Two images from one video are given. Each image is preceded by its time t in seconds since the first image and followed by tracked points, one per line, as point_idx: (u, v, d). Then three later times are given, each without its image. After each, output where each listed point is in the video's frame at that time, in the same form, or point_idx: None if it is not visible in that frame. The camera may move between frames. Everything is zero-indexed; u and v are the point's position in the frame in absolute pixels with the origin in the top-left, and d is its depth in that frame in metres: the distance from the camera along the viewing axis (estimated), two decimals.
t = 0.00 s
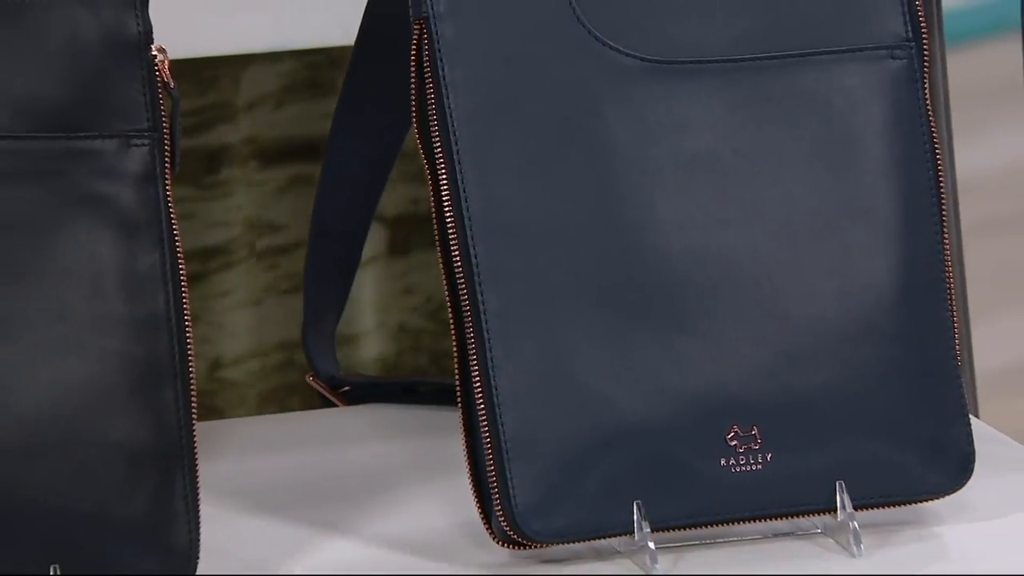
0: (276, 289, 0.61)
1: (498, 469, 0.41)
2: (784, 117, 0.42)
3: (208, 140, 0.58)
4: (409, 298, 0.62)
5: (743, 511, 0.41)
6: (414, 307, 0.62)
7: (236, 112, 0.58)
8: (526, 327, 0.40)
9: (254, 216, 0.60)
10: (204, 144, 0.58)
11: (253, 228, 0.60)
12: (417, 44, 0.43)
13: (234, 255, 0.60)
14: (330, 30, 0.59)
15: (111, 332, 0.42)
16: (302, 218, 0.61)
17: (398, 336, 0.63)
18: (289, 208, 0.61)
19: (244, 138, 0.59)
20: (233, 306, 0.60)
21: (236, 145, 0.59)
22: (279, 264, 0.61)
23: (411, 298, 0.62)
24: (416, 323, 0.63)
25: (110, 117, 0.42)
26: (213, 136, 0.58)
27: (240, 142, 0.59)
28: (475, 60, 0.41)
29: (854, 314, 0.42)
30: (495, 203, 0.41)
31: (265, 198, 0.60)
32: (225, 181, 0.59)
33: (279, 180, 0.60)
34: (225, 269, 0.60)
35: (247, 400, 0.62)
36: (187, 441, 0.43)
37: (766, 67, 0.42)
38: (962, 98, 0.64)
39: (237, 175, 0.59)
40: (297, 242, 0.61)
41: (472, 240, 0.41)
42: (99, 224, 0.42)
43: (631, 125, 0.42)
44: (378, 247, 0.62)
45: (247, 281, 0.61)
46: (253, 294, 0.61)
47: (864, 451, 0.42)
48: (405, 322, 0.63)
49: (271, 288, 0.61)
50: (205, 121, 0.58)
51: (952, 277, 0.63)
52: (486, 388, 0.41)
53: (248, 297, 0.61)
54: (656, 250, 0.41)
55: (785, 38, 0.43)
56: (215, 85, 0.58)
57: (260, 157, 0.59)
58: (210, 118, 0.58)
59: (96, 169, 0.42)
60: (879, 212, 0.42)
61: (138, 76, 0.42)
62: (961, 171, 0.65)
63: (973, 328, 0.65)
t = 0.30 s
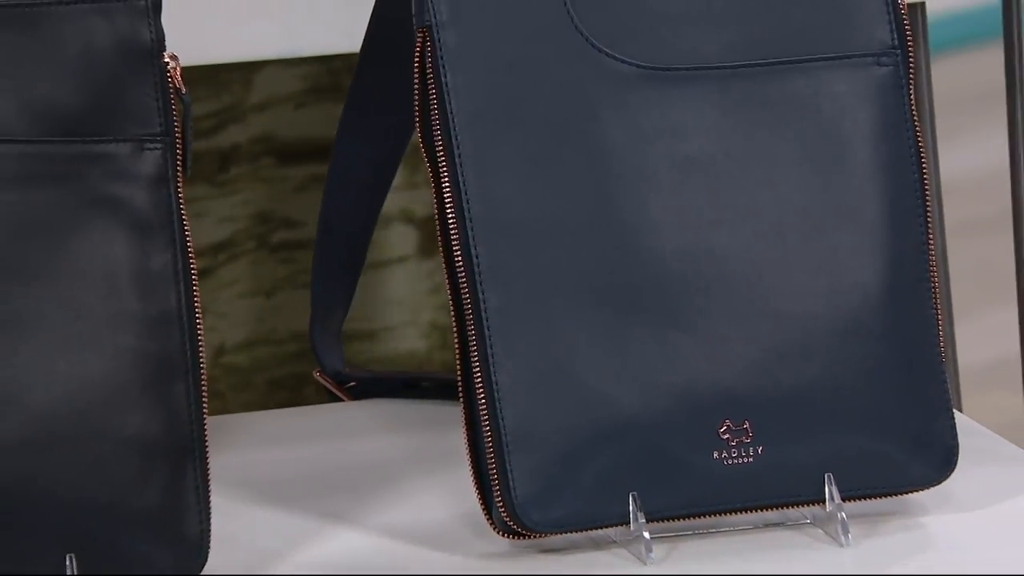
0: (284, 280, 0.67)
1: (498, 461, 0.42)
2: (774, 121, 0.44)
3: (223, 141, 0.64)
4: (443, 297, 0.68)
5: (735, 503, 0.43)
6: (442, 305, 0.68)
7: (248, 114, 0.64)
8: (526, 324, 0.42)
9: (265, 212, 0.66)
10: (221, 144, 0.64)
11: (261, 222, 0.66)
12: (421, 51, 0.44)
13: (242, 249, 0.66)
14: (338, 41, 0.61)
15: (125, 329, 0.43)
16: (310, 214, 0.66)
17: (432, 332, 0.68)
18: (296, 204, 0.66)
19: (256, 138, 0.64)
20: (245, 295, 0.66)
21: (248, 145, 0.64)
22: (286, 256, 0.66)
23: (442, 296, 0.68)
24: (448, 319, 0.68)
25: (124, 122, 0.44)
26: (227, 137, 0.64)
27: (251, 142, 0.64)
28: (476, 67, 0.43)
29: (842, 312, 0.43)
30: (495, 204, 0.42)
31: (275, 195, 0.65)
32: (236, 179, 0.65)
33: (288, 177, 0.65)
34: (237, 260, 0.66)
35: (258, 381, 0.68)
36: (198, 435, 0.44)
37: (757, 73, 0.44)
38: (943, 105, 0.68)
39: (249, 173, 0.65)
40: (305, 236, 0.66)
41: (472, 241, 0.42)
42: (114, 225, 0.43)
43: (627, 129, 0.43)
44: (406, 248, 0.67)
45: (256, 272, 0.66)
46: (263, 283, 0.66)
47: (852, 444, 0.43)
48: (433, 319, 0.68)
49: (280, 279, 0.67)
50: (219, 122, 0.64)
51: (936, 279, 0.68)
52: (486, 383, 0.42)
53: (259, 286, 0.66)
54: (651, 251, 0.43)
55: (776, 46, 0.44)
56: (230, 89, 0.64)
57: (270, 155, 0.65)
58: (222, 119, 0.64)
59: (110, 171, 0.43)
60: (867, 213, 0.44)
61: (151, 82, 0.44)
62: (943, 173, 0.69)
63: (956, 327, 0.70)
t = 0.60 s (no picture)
0: (270, 273, 0.68)
1: (499, 455, 0.43)
2: (765, 126, 0.45)
3: (221, 141, 0.66)
4: (411, 283, 0.70)
5: (727, 494, 0.44)
6: (413, 292, 0.70)
7: (245, 114, 0.66)
8: (525, 321, 0.44)
9: (253, 207, 0.67)
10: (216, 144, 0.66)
11: (252, 218, 0.67)
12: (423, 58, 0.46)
13: (240, 245, 0.67)
14: (341, 45, 0.63)
15: (138, 327, 0.45)
16: (296, 208, 0.68)
17: (399, 317, 0.70)
18: (284, 199, 0.67)
19: (251, 137, 0.66)
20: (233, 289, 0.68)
21: (245, 144, 0.66)
22: (272, 250, 0.68)
23: (412, 283, 0.70)
24: (417, 306, 0.70)
25: (137, 127, 0.45)
26: (225, 138, 0.66)
27: (244, 141, 0.66)
28: (477, 74, 0.44)
29: (830, 310, 0.45)
30: (495, 206, 0.44)
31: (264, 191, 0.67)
32: (234, 178, 0.66)
33: (276, 173, 0.67)
34: (227, 255, 0.67)
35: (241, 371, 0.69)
36: (209, 428, 0.46)
37: (748, 80, 0.45)
38: (929, 110, 0.70)
39: (243, 172, 0.67)
40: (291, 230, 0.68)
41: (473, 241, 0.44)
42: (127, 226, 0.45)
43: (623, 133, 0.45)
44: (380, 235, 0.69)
45: (249, 266, 0.68)
46: (249, 276, 0.68)
47: (840, 438, 0.45)
48: (403, 305, 0.70)
49: (265, 272, 0.68)
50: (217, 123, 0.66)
51: (924, 284, 0.71)
52: (487, 379, 0.44)
53: (245, 279, 0.68)
54: (647, 251, 0.44)
55: (766, 54, 0.46)
56: (226, 90, 0.65)
57: (261, 153, 0.66)
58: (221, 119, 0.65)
59: (124, 175, 0.45)
60: (854, 214, 0.45)
61: (163, 89, 0.45)
62: (929, 177, 0.71)
63: (941, 325, 0.73)
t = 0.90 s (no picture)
0: (268, 271, 0.70)
1: (499, 449, 0.45)
2: (756, 131, 0.47)
3: (225, 145, 0.67)
4: (392, 274, 0.71)
5: (721, 487, 0.46)
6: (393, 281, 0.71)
7: (246, 119, 0.67)
8: (525, 319, 0.45)
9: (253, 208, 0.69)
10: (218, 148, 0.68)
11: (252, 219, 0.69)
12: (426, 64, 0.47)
13: (244, 246, 0.69)
14: (345, 52, 0.65)
15: (152, 325, 0.46)
16: (294, 208, 0.69)
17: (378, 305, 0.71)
18: (282, 200, 0.69)
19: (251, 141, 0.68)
20: (234, 287, 0.69)
21: (246, 148, 0.68)
22: (271, 249, 0.70)
23: (392, 274, 0.71)
24: (396, 296, 0.72)
25: (150, 132, 0.47)
26: (230, 142, 0.67)
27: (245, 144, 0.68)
28: (478, 80, 0.46)
29: (819, 308, 0.47)
30: (496, 208, 0.45)
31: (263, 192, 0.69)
32: (239, 181, 0.68)
33: (275, 174, 0.69)
34: (228, 256, 0.69)
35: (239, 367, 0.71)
36: (220, 422, 0.47)
37: (741, 86, 0.47)
38: (913, 115, 0.72)
39: (245, 175, 0.68)
40: (289, 230, 0.70)
41: (475, 243, 0.45)
42: (141, 228, 0.46)
43: (619, 138, 0.46)
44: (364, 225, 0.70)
45: (253, 265, 0.69)
46: (249, 275, 0.70)
47: (829, 432, 0.46)
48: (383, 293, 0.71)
49: (264, 270, 0.70)
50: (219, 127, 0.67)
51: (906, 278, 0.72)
52: (488, 375, 0.45)
53: (245, 278, 0.70)
54: (643, 252, 0.46)
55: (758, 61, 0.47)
56: (227, 95, 0.67)
57: (261, 155, 0.68)
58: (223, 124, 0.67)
59: (137, 178, 0.46)
60: (842, 216, 0.47)
61: (175, 95, 0.47)
62: (915, 179, 0.72)
63: (926, 324, 0.75)
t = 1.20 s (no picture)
0: (279, 273, 0.74)
1: (500, 443, 0.47)
2: (748, 136, 0.48)
3: (235, 150, 0.72)
4: (399, 278, 0.74)
5: (714, 480, 0.47)
6: (401, 284, 0.75)
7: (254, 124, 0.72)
8: (525, 317, 0.47)
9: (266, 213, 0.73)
10: (231, 154, 0.72)
11: (263, 223, 0.73)
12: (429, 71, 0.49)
13: (253, 248, 0.74)
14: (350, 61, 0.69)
15: (164, 323, 0.48)
16: (305, 213, 0.74)
17: (387, 308, 0.75)
18: (293, 205, 0.73)
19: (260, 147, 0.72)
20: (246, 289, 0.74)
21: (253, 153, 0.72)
22: (283, 252, 0.74)
23: (400, 277, 0.75)
24: (404, 299, 0.75)
25: (163, 137, 0.48)
26: (239, 147, 0.72)
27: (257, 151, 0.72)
28: (480, 87, 0.47)
29: (809, 307, 0.48)
30: (496, 210, 0.47)
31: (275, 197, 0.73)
32: (248, 185, 0.73)
33: (286, 180, 0.73)
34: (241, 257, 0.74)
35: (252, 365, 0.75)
36: (229, 417, 0.49)
37: (733, 92, 0.49)
38: (899, 120, 0.77)
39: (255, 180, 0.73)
40: (301, 234, 0.74)
41: (477, 243, 0.47)
42: (153, 229, 0.48)
43: (616, 143, 0.48)
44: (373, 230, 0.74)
45: (261, 267, 0.74)
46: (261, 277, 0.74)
47: (818, 426, 0.48)
48: (390, 296, 0.75)
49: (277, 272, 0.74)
50: (231, 134, 0.72)
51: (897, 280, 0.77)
52: (489, 371, 0.47)
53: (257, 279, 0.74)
54: (638, 253, 0.47)
55: (750, 68, 0.49)
56: (238, 103, 0.71)
57: (269, 161, 0.72)
58: (234, 131, 0.72)
59: (150, 181, 0.48)
60: (831, 218, 0.49)
61: (186, 101, 0.49)
62: (901, 183, 0.78)
63: (912, 321, 0.80)
